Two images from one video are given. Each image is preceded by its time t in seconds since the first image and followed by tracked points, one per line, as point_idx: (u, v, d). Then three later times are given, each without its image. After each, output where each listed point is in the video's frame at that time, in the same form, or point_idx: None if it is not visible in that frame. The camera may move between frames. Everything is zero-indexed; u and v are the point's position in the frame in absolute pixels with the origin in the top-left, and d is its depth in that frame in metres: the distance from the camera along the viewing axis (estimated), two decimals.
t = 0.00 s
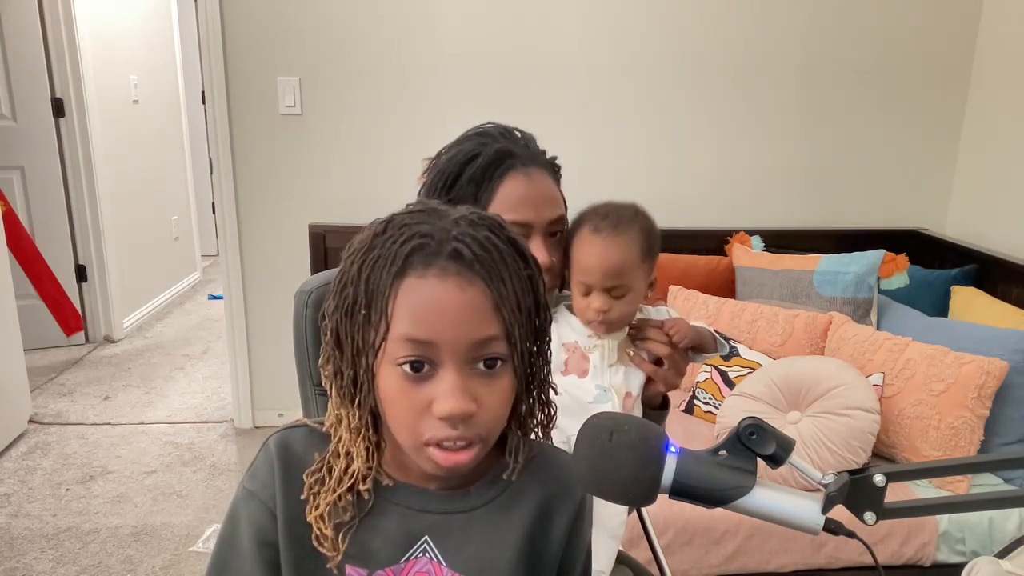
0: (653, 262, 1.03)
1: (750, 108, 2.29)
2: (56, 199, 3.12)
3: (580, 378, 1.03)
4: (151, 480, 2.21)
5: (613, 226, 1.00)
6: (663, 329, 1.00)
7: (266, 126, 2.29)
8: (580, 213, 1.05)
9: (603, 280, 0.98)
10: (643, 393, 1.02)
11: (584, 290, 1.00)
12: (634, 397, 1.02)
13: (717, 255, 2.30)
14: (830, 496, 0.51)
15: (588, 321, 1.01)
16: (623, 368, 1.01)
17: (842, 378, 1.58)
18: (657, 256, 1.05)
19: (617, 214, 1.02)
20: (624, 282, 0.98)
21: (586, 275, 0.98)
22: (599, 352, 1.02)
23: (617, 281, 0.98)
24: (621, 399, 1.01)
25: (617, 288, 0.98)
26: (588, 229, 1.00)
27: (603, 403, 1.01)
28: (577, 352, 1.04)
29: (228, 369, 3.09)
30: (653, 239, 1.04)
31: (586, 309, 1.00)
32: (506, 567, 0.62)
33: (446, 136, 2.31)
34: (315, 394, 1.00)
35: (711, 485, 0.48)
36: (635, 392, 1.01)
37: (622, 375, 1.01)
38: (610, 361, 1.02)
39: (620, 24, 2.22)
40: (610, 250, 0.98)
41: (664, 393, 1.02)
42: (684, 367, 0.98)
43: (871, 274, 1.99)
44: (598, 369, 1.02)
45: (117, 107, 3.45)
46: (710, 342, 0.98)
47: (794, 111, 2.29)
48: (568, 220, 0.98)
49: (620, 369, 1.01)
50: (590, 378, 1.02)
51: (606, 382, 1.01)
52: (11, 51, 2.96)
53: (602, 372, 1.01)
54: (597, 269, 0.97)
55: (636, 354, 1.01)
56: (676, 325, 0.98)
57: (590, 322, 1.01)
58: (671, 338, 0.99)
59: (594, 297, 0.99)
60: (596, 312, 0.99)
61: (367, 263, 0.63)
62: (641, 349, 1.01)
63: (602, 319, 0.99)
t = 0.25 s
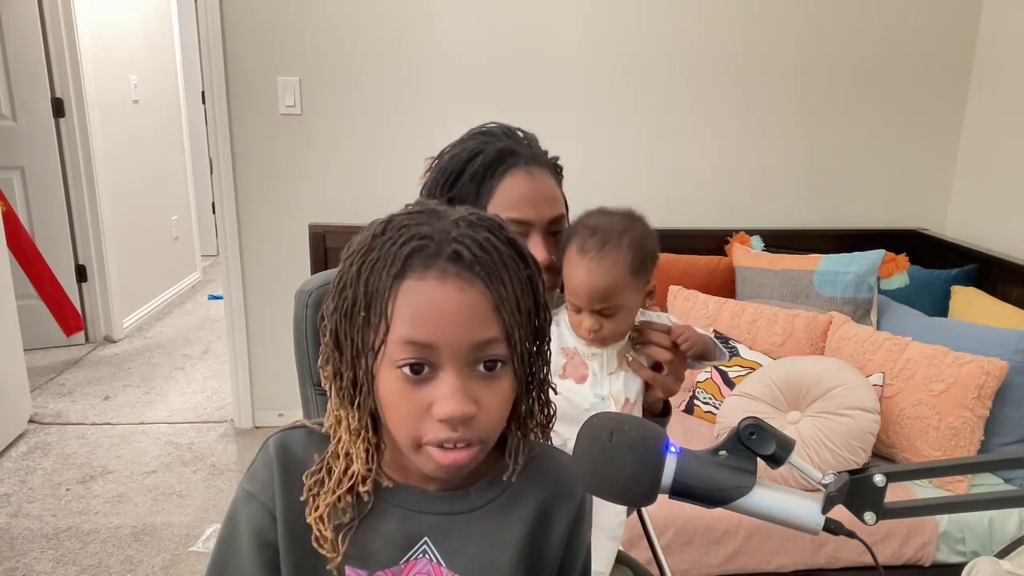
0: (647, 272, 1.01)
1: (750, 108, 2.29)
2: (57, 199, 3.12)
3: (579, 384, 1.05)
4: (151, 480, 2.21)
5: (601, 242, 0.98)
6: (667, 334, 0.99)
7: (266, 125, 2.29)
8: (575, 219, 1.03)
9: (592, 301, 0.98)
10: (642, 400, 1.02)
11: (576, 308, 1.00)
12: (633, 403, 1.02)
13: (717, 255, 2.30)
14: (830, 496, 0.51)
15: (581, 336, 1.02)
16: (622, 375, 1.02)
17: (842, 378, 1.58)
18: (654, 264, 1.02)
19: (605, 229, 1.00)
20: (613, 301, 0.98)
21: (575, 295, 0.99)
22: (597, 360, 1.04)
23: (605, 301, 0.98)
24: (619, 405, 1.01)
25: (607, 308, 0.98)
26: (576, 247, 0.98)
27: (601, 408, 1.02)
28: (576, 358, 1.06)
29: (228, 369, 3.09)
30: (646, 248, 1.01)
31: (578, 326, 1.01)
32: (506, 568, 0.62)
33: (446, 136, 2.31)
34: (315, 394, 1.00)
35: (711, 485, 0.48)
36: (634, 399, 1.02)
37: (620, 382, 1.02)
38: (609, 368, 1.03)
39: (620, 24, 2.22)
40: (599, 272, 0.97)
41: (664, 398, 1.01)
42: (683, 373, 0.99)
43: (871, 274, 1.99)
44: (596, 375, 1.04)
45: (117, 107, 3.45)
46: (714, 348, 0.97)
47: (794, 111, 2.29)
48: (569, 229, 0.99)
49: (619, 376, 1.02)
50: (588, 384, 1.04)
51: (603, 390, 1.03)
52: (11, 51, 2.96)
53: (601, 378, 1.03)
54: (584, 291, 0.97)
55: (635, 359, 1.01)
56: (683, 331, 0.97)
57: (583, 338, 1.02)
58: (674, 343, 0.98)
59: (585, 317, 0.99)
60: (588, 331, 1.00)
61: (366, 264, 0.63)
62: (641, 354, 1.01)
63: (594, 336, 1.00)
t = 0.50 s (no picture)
0: (657, 276, 1.02)
1: (750, 108, 2.29)
2: (57, 199, 3.12)
3: (582, 381, 1.04)
4: (151, 480, 2.21)
5: (612, 244, 1.00)
6: (672, 337, 1.00)
7: (266, 125, 2.29)
8: (590, 225, 1.07)
9: (600, 299, 0.98)
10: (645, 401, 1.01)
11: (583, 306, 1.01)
12: (635, 402, 1.01)
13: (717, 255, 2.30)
14: (830, 496, 0.51)
15: (588, 334, 1.02)
16: (626, 374, 1.01)
17: (842, 378, 1.58)
18: (664, 269, 1.03)
19: (619, 233, 1.02)
20: (620, 300, 0.98)
21: (582, 293, 1.00)
22: (602, 358, 1.03)
23: (612, 299, 0.98)
24: (621, 405, 1.00)
25: (614, 306, 0.99)
26: (591, 249, 1.01)
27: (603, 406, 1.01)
28: (581, 354, 1.05)
29: (228, 369, 3.09)
30: (656, 252, 1.02)
31: (584, 323, 1.01)
32: (506, 568, 0.62)
33: (445, 136, 2.31)
34: (315, 395, 1.00)
35: (711, 485, 0.48)
36: (636, 398, 1.00)
37: (624, 381, 1.00)
38: (613, 367, 1.02)
39: (620, 24, 2.22)
40: (608, 270, 0.98)
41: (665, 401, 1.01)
42: (686, 377, 0.99)
43: (871, 274, 1.99)
44: (599, 373, 1.03)
45: (117, 107, 3.45)
46: (717, 355, 0.98)
47: (794, 111, 2.29)
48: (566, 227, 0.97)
49: (622, 375, 1.01)
50: (592, 381, 1.03)
51: (606, 388, 1.02)
52: (11, 51, 2.96)
53: (605, 377, 1.02)
54: (591, 288, 0.99)
55: (639, 360, 1.01)
56: (687, 335, 0.98)
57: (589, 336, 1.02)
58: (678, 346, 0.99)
59: (592, 314, 0.99)
60: (594, 328, 1.00)
61: (367, 264, 0.63)
62: (644, 354, 1.01)
63: (599, 334, 1.00)
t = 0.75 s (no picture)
0: (675, 279, 1.03)
1: (750, 108, 2.29)
2: (57, 199, 3.12)
3: (595, 379, 1.01)
4: (151, 480, 2.21)
5: (637, 244, 1.01)
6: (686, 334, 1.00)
7: (266, 125, 2.29)
8: (609, 226, 1.08)
9: (621, 297, 0.98)
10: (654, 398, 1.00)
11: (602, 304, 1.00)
12: (646, 403, 0.99)
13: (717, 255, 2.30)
14: (830, 496, 0.51)
15: (605, 332, 1.01)
16: (640, 373, 1.00)
17: (841, 378, 1.58)
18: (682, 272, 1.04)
19: (643, 233, 1.03)
20: (641, 299, 0.99)
21: (603, 290, 1.00)
22: (616, 356, 1.01)
23: (633, 298, 0.98)
24: (634, 404, 0.98)
25: (634, 305, 0.99)
26: (613, 247, 1.02)
27: (616, 405, 0.98)
28: (595, 352, 1.03)
29: (228, 369, 3.09)
30: (678, 255, 1.03)
31: (601, 320, 1.00)
32: (506, 568, 0.62)
33: (445, 136, 2.31)
34: (315, 395, 1.00)
35: (711, 485, 0.48)
36: (648, 398, 0.99)
37: (637, 379, 0.99)
38: (626, 365, 1.00)
39: (620, 23, 2.22)
40: (630, 268, 0.99)
41: (669, 401, 1.01)
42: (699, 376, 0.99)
43: (871, 274, 1.99)
44: (614, 371, 1.00)
45: (117, 107, 3.45)
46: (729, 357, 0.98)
47: (793, 111, 2.29)
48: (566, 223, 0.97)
49: (636, 373, 1.00)
50: (605, 379, 1.00)
51: (620, 386, 0.99)
52: (11, 52, 2.96)
53: (618, 375, 1.00)
54: (613, 285, 0.99)
55: (654, 356, 1.01)
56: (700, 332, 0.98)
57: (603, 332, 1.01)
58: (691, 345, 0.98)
59: (610, 312, 0.99)
60: (611, 326, 0.99)
61: (369, 263, 0.63)
62: (659, 351, 1.01)
63: (616, 332, 1.00)
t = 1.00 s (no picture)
0: (687, 280, 1.03)
1: (750, 108, 2.29)
2: (57, 199, 3.12)
3: (604, 377, 1.01)
4: (151, 480, 2.21)
5: (649, 245, 1.01)
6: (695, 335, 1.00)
7: (265, 125, 2.29)
8: (621, 224, 1.08)
9: (631, 296, 0.99)
10: (660, 396, 1.00)
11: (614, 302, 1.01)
12: (653, 403, 0.99)
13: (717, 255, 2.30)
14: (830, 496, 0.51)
15: (615, 331, 1.01)
16: (648, 372, 1.00)
17: (841, 378, 1.58)
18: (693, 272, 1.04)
19: (656, 233, 1.03)
20: (652, 300, 0.99)
21: (614, 289, 1.00)
22: (626, 355, 1.01)
23: (644, 298, 0.98)
24: (642, 404, 0.98)
25: (645, 304, 0.99)
26: (625, 245, 1.02)
27: (626, 405, 0.97)
28: (605, 351, 1.02)
29: (228, 369, 3.09)
30: (689, 256, 1.03)
31: (612, 319, 1.01)
32: (508, 568, 0.62)
33: (445, 136, 2.31)
34: (315, 394, 1.00)
35: (711, 485, 0.48)
36: (656, 398, 0.99)
37: (646, 378, 0.99)
38: (637, 364, 1.00)
39: (620, 23, 2.22)
40: (641, 267, 0.99)
41: (674, 400, 1.01)
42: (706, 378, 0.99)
43: (871, 274, 1.99)
44: (624, 371, 1.00)
45: (117, 107, 3.45)
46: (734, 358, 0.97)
47: (794, 110, 2.29)
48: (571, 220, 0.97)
49: (645, 372, 1.00)
50: (615, 378, 1.00)
51: (630, 386, 0.99)
52: (11, 52, 2.95)
53: (628, 374, 1.00)
54: (625, 285, 0.99)
55: (662, 354, 1.00)
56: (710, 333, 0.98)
57: (613, 331, 1.02)
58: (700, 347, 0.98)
59: (622, 310, 0.99)
60: (622, 326, 0.99)
61: (371, 260, 0.63)
62: (666, 350, 1.00)
63: (627, 331, 1.00)
